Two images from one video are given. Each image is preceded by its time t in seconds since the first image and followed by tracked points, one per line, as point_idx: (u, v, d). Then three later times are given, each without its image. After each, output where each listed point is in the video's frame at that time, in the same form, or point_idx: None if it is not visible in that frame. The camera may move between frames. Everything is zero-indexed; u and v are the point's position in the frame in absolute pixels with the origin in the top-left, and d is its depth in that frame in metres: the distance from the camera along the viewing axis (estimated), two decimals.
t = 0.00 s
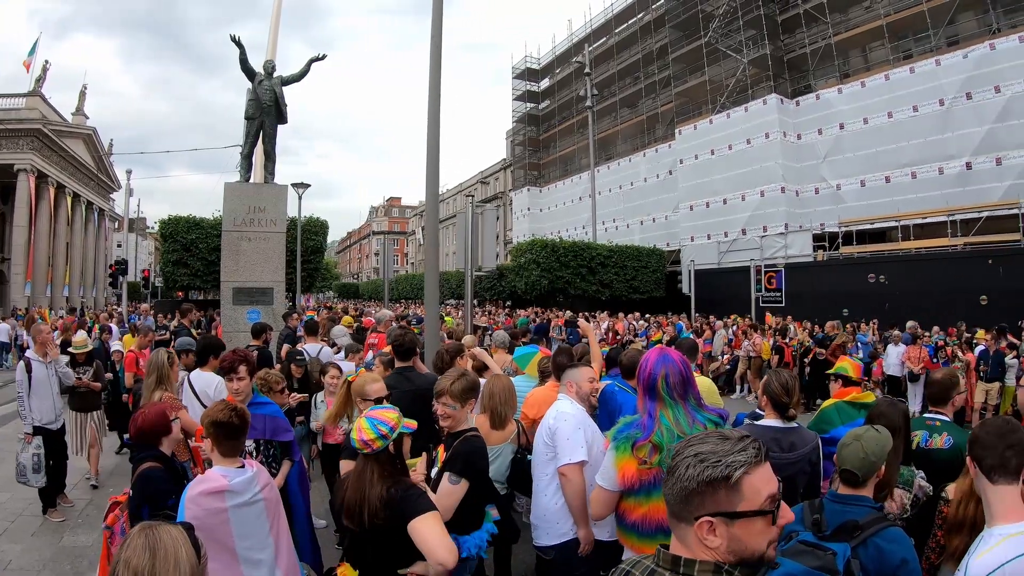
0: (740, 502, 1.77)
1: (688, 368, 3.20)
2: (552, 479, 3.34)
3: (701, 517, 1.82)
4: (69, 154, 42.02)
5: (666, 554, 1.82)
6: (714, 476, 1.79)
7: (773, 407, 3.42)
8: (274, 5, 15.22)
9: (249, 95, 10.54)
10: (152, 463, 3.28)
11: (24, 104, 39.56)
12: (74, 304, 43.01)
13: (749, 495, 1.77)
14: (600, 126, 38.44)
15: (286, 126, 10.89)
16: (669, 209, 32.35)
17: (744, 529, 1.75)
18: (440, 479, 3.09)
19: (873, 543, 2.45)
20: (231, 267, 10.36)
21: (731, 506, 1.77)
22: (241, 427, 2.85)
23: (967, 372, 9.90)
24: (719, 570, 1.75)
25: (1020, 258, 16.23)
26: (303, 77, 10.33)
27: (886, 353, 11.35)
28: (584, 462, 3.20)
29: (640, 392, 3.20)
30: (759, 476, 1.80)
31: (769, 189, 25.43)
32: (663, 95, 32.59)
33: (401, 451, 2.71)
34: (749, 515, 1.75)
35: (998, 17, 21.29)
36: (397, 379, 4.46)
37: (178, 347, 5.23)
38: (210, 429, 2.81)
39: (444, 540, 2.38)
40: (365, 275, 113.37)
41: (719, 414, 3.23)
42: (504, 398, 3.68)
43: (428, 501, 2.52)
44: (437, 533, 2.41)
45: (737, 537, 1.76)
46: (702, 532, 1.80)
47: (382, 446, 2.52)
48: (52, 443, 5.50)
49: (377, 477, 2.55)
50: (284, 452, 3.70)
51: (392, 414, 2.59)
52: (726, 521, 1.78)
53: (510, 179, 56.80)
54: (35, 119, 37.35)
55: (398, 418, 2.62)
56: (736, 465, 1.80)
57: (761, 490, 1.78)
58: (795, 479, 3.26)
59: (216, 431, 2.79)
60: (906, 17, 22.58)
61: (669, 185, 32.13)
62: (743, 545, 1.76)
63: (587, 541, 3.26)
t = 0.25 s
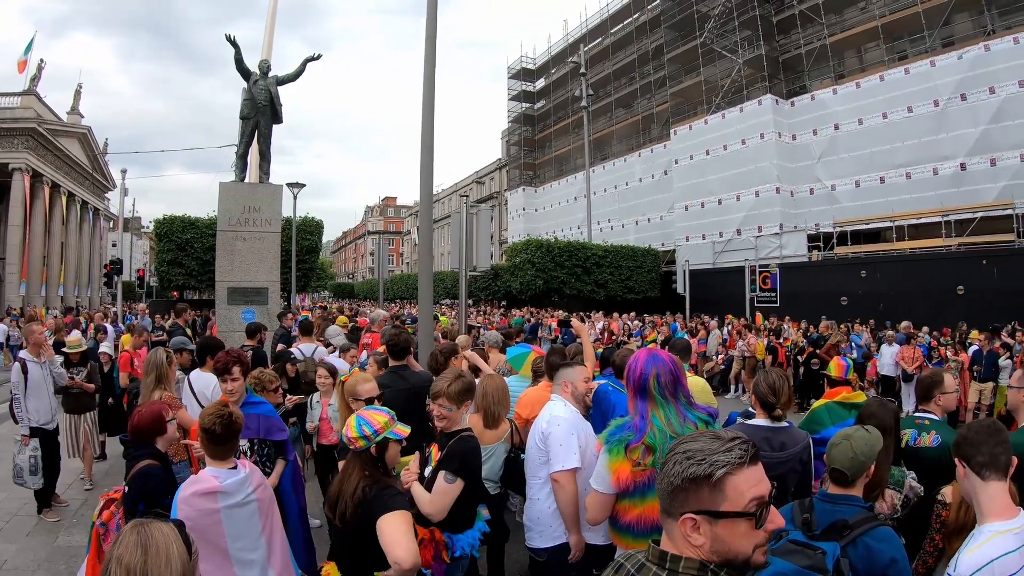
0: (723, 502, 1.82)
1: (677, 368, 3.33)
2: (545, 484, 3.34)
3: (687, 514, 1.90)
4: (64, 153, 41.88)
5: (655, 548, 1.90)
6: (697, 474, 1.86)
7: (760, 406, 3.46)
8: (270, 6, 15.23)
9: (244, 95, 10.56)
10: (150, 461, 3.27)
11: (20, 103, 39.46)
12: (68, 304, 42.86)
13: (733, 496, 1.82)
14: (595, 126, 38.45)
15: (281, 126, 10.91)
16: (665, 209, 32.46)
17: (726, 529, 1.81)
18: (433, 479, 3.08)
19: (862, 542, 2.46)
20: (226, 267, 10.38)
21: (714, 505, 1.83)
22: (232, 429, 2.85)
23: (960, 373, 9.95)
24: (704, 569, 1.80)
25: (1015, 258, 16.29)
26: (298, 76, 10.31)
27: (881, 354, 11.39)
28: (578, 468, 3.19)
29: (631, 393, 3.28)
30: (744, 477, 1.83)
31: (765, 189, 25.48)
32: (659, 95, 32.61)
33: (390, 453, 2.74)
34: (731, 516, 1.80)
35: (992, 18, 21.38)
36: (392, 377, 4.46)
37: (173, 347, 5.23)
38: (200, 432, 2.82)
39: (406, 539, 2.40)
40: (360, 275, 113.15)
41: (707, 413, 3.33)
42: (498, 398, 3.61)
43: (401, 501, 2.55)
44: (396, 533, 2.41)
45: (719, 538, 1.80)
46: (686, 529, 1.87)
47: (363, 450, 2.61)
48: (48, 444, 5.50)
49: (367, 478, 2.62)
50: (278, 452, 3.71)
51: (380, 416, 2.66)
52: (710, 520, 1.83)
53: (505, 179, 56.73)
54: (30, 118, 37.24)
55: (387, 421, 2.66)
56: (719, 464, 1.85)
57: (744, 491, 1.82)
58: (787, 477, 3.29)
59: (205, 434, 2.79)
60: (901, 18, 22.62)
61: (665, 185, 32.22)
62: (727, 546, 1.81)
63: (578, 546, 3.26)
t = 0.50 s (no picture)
0: (703, 497, 1.84)
1: (665, 366, 3.38)
2: (533, 489, 3.36)
3: (668, 509, 1.92)
4: (52, 152, 41.62)
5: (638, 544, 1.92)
6: (678, 470, 1.88)
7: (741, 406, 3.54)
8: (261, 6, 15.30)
9: (235, 94, 10.72)
10: (135, 458, 3.28)
11: (7, 102, 39.18)
12: (56, 303, 42.55)
13: (712, 491, 1.83)
14: (585, 127, 38.54)
15: (271, 125, 11.06)
16: (654, 210, 32.66)
17: (706, 524, 1.82)
18: (423, 478, 3.07)
19: (843, 539, 2.51)
20: (215, 267, 10.49)
21: (695, 500, 1.85)
22: (215, 429, 2.83)
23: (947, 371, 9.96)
24: (685, 565, 1.82)
25: (1002, 259, 16.43)
26: (288, 75, 10.48)
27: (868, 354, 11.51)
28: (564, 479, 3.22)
29: (621, 391, 3.28)
30: (723, 473, 1.85)
31: (754, 190, 25.61)
32: (649, 96, 32.72)
33: (378, 454, 2.73)
34: (711, 511, 1.82)
35: (981, 20, 21.51)
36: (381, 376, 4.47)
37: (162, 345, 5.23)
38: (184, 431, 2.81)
39: (394, 544, 2.40)
40: (351, 275, 112.97)
41: (695, 411, 3.37)
42: (486, 397, 3.68)
43: (388, 502, 2.54)
44: (388, 539, 2.41)
45: (699, 532, 1.82)
46: (667, 524, 1.89)
47: (353, 451, 2.63)
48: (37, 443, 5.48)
49: (355, 476, 2.61)
50: (268, 451, 3.71)
51: (370, 418, 2.67)
52: (690, 516, 1.86)
53: (495, 179, 56.74)
54: (19, 116, 36.97)
55: (376, 423, 2.67)
56: (700, 460, 1.87)
57: (724, 487, 1.84)
58: (771, 475, 3.38)
59: (189, 433, 2.78)
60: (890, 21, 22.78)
61: (654, 186, 32.41)
62: (706, 542, 1.83)
63: (565, 551, 3.26)
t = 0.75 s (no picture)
0: (673, 490, 1.87)
1: (643, 365, 3.42)
2: (515, 489, 3.40)
3: (641, 505, 1.95)
4: (32, 150, 41.15)
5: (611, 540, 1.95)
6: (650, 465, 1.91)
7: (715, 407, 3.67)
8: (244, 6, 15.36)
9: (217, 92, 10.85)
10: (111, 458, 3.29)
11: None
12: (35, 303, 42.05)
13: (683, 486, 1.87)
14: (568, 127, 38.63)
15: (254, 123, 11.21)
16: (637, 210, 32.87)
17: (678, 517, 1.86)
18: (404, 478, 3.08)
19: (815, 535, 2.56)
20: (196, 266, 10.51)
21: (666, 493, 1.88)
22: (195, 427, 2.86)
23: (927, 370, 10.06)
24: (656, 559, 1.86)
25: (981, 260, 16.68)
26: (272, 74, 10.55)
27: (847, 354, 11.67)
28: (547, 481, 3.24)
29: (600, 389, 3.34)
30: (693, 467, 1.89)
31: (735, 191, 25.78)
32: (632, 96, 32.85)
33: (365, 455, 2.75)
34: (683, 504, 1.85)
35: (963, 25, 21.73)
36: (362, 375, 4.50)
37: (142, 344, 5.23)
38: (164, 429, 2.82)
39: (391, 546, 2.41)
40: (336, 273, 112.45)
41: (673, 410, 3.42)
42: (466, 395, 3.76)
43: (380, 504, 2.56)
44: (380, 540, 2.42)
45: (671, 525, 1.86)
46: (640, 519, 1.92)
47: (342, 452, 2.62)
48: (17, 444, 5.44)
49: (344, 479, 2.62)
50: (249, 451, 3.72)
51: (357, 419, 2.67)
52: (662, 510, 1.89)
53: (478, 178, 56.66)
54: None
55: (363, 424, 2.69)
56: (671, 454, 1.91)
57: (694, 481, 1.87)
58: (747, 473, 3.50)
59: (169, 432, 2.80)
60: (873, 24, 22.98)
61: (637, 186, 32.65)
62: (678, 535, 1.87)
63: (546, 550, 3.29)
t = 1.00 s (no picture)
0: (634, 488, 1.89)
1: (612, 366, 3.50)
2: (483, 491, 3.42)
3: (600, 504, 1.95)
4: None
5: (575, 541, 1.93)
6: (608, 464, 1.93)
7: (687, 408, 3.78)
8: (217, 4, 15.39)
9: (188, 89, 11.03)
10: (72, 460, 3.31)
11: None
12: None
13: (643, 483, 1.89)
14: (540, 127, 38.80)
15: (224, 121, 11.40)
16: (607, 211, 33.16)
17: (638, 515, 1.88)
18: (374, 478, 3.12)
19: (777, 531, 2.63)
20: (165, 264, 10.74)
21: (626, 492, 1.89)
22: (162, 426, 2.95)
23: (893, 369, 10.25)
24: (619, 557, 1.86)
25: (950, 261, 17.10)
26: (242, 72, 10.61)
27: (817, 353, 11.93)
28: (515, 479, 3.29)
29: (570, 387, 3.40)
30: (652, 464, 1.92)
31: (706, 192, 26.08)
32: (605, 97, 33.05)
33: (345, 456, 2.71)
34: (643, 502, 1.88)
35: (933, 31, 22.14)
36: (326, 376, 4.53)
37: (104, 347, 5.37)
38: (131, 430, 2.90)
39: (357, 555, 2.39)
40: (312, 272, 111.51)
41: (640, 411, 3.51)
42: (434, 394, 3.76)
43: (360, 510, 2.53)
44: (352, 551, 2.39)
45: (632, 524, 1.87)
46: (600, 518, 1.92)
47: (323, 458, 2.58)
48: None
49: (325, 482, 2.57)
50: (216, 451, 3.78)
51: (334, 422, 2.58)
52: (622, 508, 1.91)
53: (450, 178, 56.53)
54: None
55: (342, 427, 2.59)
56: (629, 453, 1.93)
57: (654, 477, 1.91)
58: (711, 472, 3.66)
59: (135, 433, 2.87)
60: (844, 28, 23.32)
61: (606, 188, 32.90)
62: (638, 533, 1.89)
63: (515, 550, 3.33)
